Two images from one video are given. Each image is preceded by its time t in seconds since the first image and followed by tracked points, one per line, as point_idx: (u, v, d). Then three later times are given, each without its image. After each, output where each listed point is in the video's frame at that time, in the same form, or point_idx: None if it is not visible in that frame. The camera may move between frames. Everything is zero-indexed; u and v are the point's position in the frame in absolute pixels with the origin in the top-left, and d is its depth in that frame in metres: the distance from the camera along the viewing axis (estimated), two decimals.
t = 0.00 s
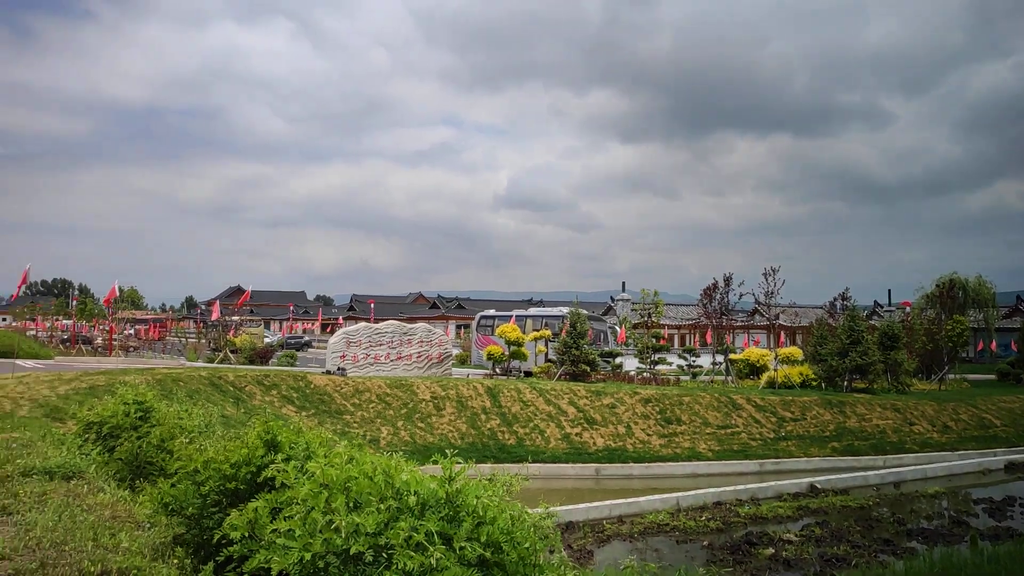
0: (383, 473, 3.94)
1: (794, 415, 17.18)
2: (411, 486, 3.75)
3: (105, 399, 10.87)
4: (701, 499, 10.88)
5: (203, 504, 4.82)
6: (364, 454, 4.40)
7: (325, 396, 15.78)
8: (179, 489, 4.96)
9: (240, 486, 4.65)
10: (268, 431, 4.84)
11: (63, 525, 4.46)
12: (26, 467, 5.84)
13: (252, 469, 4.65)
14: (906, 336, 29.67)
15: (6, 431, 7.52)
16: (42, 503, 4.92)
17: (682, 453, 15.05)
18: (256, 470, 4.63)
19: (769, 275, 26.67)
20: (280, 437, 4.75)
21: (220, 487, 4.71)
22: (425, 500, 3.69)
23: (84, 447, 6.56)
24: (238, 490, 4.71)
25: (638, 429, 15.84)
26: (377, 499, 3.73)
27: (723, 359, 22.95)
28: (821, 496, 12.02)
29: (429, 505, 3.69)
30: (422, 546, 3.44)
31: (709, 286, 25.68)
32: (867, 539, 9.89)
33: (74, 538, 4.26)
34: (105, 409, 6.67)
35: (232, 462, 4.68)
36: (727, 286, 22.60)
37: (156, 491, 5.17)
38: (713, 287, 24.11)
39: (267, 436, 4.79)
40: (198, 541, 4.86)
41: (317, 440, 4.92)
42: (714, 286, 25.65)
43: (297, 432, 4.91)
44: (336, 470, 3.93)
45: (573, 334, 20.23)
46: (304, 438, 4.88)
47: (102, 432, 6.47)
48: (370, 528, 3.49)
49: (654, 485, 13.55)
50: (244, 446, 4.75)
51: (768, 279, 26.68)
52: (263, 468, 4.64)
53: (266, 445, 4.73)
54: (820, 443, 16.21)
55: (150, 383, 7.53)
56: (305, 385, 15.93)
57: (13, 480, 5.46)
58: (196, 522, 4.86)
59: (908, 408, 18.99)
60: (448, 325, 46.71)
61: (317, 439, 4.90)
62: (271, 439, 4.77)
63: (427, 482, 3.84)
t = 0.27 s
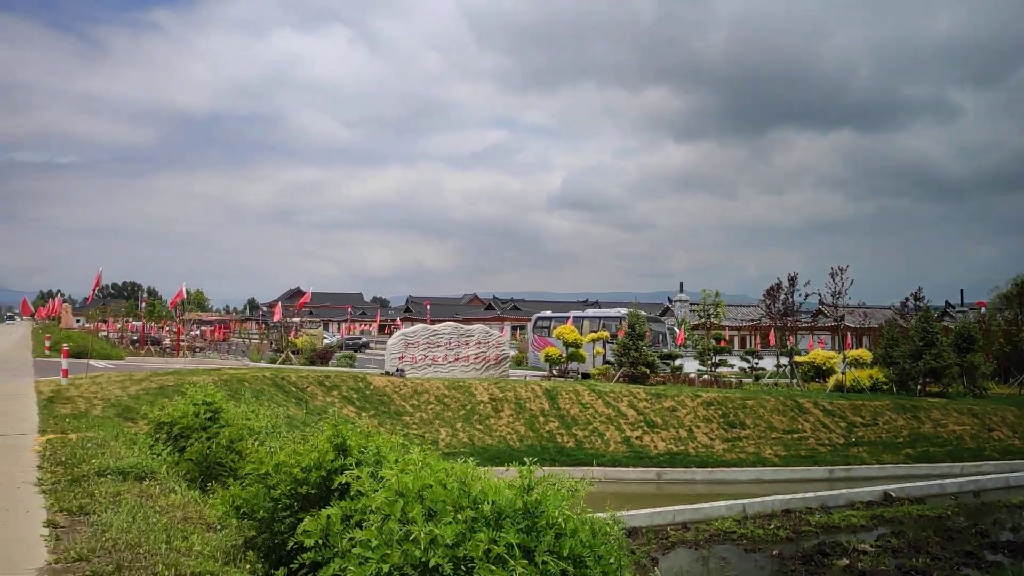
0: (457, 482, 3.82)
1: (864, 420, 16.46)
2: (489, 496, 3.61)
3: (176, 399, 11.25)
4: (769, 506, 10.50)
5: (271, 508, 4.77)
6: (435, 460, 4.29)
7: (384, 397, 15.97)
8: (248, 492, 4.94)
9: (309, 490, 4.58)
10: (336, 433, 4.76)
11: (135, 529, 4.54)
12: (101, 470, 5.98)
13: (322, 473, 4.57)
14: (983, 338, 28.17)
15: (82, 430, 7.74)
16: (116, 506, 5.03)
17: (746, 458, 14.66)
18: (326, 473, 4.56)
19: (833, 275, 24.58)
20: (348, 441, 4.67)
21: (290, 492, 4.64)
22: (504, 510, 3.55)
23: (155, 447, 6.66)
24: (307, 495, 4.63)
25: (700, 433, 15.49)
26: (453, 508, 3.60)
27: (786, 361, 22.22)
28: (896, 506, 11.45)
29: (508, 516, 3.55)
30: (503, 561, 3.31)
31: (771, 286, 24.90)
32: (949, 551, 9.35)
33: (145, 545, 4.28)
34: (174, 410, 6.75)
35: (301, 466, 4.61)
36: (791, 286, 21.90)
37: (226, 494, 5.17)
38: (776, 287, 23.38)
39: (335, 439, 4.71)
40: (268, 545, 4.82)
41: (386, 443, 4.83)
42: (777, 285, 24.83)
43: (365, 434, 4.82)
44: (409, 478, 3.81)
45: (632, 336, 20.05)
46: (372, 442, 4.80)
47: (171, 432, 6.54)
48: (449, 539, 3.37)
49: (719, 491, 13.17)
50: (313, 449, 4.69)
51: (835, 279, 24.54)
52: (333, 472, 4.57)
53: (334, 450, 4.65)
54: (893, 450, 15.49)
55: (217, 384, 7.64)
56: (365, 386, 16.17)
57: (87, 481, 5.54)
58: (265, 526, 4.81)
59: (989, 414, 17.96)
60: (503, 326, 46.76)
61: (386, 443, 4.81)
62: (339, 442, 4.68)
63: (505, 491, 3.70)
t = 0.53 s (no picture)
0: (546, 484, 3.70)
1: (943, 425, 15.63)
2: (579, 500, 3.47)
3: (245, 397, 11.58)
4: (842, 514, 10.05)
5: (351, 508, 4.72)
6: (517, 463, 4.19)
7: (445, 397, 16.09)
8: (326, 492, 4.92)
9: (388, 491, 4.53)
10: (415, 434, 4.73)
11: (215, 526, 4.63)
12: (180, 467, 6.13)
13: (401, 473, 4.53)
14: None
15: (161, 427, 7.98)
16: (194, 502, 5.11)
17: (816, 464, 14.14)
18: (406, 473, 4.52)
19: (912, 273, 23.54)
20: (427, 442, 4.64)
21: (369, 492, 4.59)
22: (599, 517, 3.40)
23: (230, 447, 6.79)
24: (386, 496, 4.59)
25: (768, 438, 15.09)
26: (546, 513, 3.47)
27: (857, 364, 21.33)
28: (980, 516, 10.79)
29: (604, 523, 3.39)
30: (600, 569, 3.15)
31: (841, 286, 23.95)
32: None
33: (224, 545, 4.32)
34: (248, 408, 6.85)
35: (381, 466, 4.57)
36: (862, 286, 21.03)
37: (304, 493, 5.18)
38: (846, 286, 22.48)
39: (414, 440, 4.68)
40: (345, 545, 4.77)
41: (464, 444, 4.78)
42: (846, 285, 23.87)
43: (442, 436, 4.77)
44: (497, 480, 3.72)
45: (694, 337, 19.72)
46: (450, 443, 4.75)
47: (245, 431, 6.64)
48: (544, 545, 3.24)
49: (788, 498, 12.66)
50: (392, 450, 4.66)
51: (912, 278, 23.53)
52: (413, 472, 4.53)
53: (414, 450, 4.61)
54: (975, 458, 14.65)
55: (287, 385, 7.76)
56: (426, 386, 16.34)
57: (166, 478, 5.65)
58: (342, 526, 4.77)
59: None
60: (560, 327, 46.54)
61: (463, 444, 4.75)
62: (418, 443, 4.65)
63: (594, 495, 3.55)
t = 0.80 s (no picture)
0: (614, 496, 3.54)
1: (995, 429, 15.11)
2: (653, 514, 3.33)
3: (287, 400, 11.71)
4: (893, 521, 9.77)
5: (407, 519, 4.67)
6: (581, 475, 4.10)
7: (482, 400, 16.12)
8: (380, 502, 4.87)
9: (445, 502, 4.46)
10: (470, 444, 4.68)
11: (270, 535, 4.57)
12: (230, 473, 6.18)
13: (458, 483, 4.46)
14: None
15: (208, 432, 8.08)
16: (246, 509, 5.09)
17: (863, 470, 13.94)
18: (462, 483, 4.46)
19: (959, 272, 22.51)
20: (482, 452, 4.59)
21: (425, 503, 4.53)
22: (674, 536, 3.20)
23: (277, 451, 6.87)
24: (442, 507, 4.52)
25: (812, 442, 14.87)
26: (617, 530, 3.20)
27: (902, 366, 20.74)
28: None
29: (684, 546, 3.18)
30: None
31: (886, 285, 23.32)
32: None
33: (280, 556, 4.25)
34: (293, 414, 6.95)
35: (437, 477, 4.51)
36: (907, 286, 20.44)
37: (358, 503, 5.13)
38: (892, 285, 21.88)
39: (469, 449, 4.63)
40: (400, 556, 4.69)
41: (521, 455, 4.72)
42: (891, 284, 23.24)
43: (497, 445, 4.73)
44: (561, 493, 3.57)
45: (734, 339, 19.45)
46: (506, 452, 4.70)
47: (292, 437, 6.72)
48: (620, 568, 2.94)
49: (834, 504, 12.36)
50: (447, 460, 4.61)
51: (960, 277, 22.48)
52: (468, 483, 4.47)
53: (469, 460, 4.56)
54: None
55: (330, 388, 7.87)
56: (463, 388, 16.37)
57: (217, 484, 5.68)
58: (398, 537, 4.72)
59: None
60: (594, 328, 46.28)
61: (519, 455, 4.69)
62: (473, 453, 4.60)
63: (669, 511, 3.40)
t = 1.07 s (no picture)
0: (665, 505, 3.48)
1: None
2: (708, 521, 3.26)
3: (313, 399, 11.75)
4: (930, 523, 9.55)
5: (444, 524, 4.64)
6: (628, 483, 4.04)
7: (507, 399, 16.09)
8: (416, 506, 4.84)
9: (484, 507, 4.42)
10: (509, 448, 4.66)
11: (304, 539, 4.53)
12: (260, 473, 6.17)
13: (498, 488, 4.42)
14: None
15: (236, 431, 8.13)
16: (278, 512, 5.07)
17: (896, 471, 13.66)
18: (501, 488, 4.43)
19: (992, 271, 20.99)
20: (521, 456, 4.56)
21: (464, 509, 4.50)
22: (731, 548, 3.11)
23: (305, 451, 6.90)
24: (482, 512, 4.48)
25: (843, 442, 14.62)
26: (671, 540, 3.13)
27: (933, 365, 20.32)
28: None
29: (742, 558, 3.09)
30: None
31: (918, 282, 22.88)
32: None
33: (314, 561, 4.20)
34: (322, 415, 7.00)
35: (476, 481, 4.48)
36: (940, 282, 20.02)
37: (393, 508, 5.10)
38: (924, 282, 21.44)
39: (508, 454, 4.61)
40: (438, 562, 4.64)
41: (560, 459, 4.69)
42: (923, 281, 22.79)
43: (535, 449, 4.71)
44: (610, 501, 3.52)
45: (762, 337, 19.30)
46: (545, 456, 4.68)
47: (322, 437, 6.76)
48: None
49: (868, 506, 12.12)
50: (485, 464, 4.58)
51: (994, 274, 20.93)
52: (507, 487, 4.44)
53: (508, 464, 4.54)
54: None
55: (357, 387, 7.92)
56: (488, 387, 16.35)
57: (249, 485, 5.68)
58: (434, 542, 4.70)
59: None
60: (616, 326, 46.05)
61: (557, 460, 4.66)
62: (511, 457, 4.58)
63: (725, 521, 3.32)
